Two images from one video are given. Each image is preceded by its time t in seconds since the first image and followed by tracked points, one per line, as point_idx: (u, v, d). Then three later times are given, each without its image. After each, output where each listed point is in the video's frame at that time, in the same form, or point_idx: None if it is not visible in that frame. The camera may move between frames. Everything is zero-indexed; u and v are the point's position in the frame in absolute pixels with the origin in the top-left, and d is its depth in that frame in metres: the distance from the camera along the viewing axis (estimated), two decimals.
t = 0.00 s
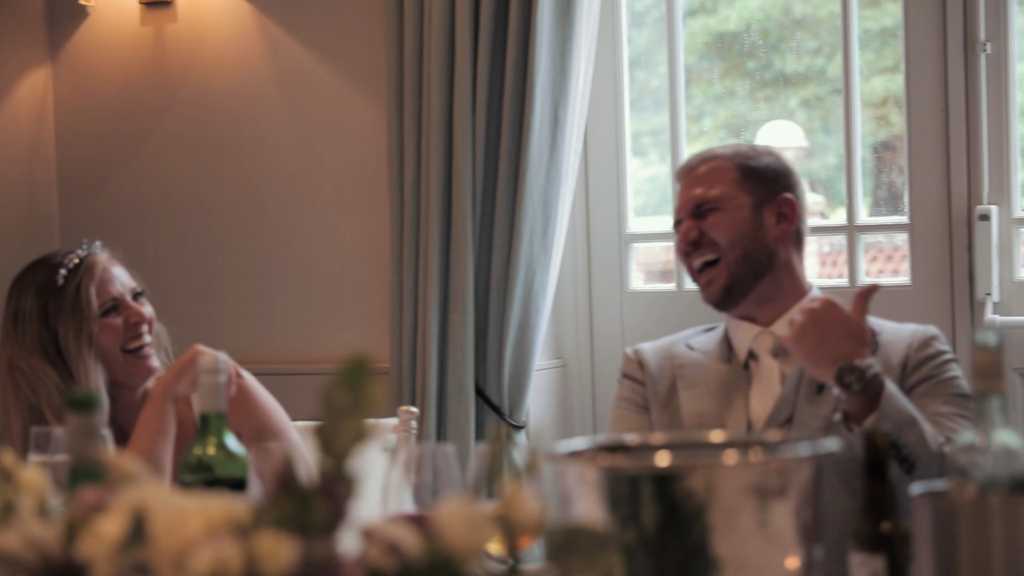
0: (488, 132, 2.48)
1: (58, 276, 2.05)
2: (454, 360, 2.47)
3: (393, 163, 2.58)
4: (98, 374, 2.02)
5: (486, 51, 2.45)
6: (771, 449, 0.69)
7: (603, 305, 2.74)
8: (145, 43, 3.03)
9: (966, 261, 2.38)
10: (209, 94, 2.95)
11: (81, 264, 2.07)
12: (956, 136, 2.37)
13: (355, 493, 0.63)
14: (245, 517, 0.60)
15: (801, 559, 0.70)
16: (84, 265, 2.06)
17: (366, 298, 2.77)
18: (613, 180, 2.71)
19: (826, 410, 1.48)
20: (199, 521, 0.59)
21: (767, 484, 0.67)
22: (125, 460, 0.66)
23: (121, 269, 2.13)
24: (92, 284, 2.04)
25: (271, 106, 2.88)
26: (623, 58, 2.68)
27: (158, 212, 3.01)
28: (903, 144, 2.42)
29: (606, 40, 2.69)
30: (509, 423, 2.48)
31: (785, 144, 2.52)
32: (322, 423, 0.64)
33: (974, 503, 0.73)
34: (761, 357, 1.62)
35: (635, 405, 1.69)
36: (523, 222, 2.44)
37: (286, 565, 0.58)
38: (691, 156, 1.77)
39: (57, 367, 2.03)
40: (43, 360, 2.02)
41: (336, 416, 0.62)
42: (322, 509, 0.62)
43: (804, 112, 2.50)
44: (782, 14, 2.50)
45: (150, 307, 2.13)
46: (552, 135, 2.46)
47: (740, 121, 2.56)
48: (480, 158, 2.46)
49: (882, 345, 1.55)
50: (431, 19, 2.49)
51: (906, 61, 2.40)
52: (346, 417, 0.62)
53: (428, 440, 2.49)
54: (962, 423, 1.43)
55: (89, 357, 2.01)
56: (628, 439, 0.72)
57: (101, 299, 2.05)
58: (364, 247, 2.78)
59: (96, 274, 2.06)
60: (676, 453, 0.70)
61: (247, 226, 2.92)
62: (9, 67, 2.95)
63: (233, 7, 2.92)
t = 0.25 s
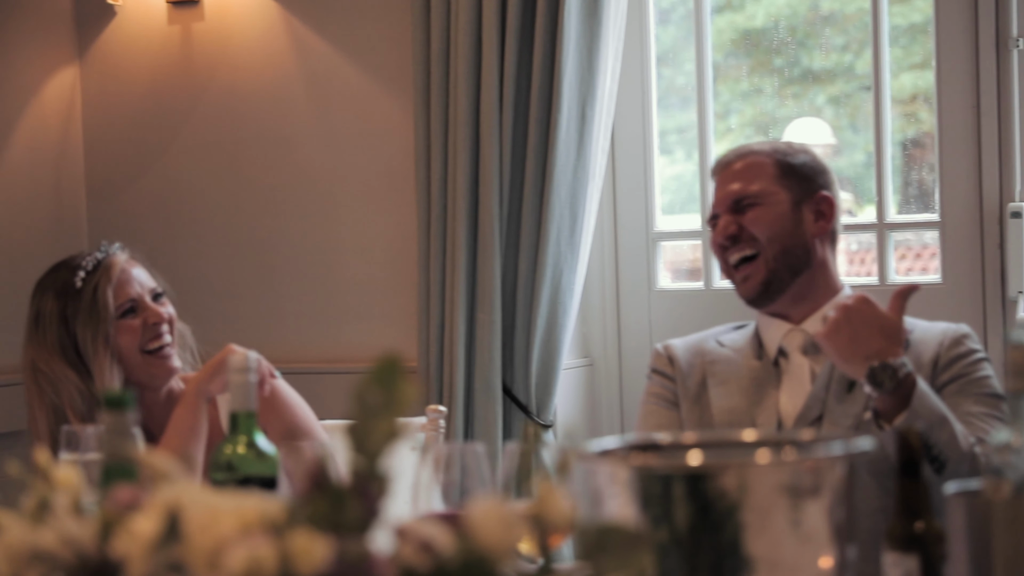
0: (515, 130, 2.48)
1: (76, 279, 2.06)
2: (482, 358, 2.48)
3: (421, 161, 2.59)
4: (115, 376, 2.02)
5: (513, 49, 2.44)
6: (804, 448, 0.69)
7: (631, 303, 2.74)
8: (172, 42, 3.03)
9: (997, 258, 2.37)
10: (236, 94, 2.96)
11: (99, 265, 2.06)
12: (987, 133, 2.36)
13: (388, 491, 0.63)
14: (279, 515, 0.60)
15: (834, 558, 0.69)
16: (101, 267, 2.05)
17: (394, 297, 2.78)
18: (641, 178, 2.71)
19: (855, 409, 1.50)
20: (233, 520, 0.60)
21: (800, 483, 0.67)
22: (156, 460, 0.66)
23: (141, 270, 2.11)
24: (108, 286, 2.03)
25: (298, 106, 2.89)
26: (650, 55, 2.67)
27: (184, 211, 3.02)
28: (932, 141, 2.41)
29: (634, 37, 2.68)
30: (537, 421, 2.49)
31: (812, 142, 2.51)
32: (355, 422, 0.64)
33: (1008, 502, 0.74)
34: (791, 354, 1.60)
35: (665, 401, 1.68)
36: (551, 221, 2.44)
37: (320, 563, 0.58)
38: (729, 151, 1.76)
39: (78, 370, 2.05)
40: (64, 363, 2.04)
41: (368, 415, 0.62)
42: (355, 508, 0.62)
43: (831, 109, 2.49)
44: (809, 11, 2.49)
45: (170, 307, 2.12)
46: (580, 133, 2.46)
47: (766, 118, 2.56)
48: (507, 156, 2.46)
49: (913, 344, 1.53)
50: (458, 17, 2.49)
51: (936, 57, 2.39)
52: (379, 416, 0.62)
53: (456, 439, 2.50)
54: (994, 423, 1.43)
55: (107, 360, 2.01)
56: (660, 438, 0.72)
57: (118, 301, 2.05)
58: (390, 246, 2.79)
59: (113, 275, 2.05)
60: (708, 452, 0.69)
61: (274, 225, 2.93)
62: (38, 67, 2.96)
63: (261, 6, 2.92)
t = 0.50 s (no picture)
0: (542, 128, 2.48)
1: (95, 282, 2.07)
2: (508, 358, 2.48)
3: (447, 160, 2.59)
4: (135, 378, 2.02)
5: (540, 47, 2.44)
6: (836, 448, 0.69)
7: (658, 302, 2.73)
8: (198, 42, 3.04)
9: None
10: (263, 93, 2.96)
11: (118, 269, 2.07)
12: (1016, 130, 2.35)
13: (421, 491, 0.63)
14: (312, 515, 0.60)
15: (867, 559, 0.69)
16: (119, 270, 2.06)
17: (421, 295, 2.79)
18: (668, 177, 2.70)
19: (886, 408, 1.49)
20: (267, 520, 0.60)
21: (833, 482, 0.67)
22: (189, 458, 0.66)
23: (163, 271, 2.11)
24: (125, 289, 2.03)
25: (325, 105, 2.89)
26: (677, 52, 2.67)
27: (211, 211, 3.03)
28: (961, 139, 2.40)
29: (661, 36, 2.68)
30: (565, 421, 2.49)
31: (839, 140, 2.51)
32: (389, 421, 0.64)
33: None
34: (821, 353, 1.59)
35: (694, 399, 1.67)
36: (578, 219, 2.44)
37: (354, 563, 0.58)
38: (764, 148, 1.69)
39: (101, 374, 2.06)
40: (86, 366, 2.05)
41: (401, 416, 0.62)
42: (389, 508, 0.62)
43: (857, 107, 2.49)
44: (835, 7, 2.48)
45: (192, 308, 2.10)
46: (607, 131, 2.46)
47: (792, 116, 2.55)
48: (534, 155, 2.46)
49: (945, 342, 1.52)
50: (484, 16, 2.49)
51: (964, 54, 2.38)
52: (412, 417, 0.62)
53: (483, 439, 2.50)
54: None
55: (126, 363, 2.02)
56: (691, 437, 0.71)
57: (136, 304, 2.05)
58: (418, 245, 2.79)
59: (131, 278, 2.06)
60: (741, 452, 0.69)
61: (298, 223, 2.93)
62: (64, 68, 2.97)
63: (287, 6, 2.92)
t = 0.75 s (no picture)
0: (567, 126, 2.48)
1: (115, 285, 2.08)
2: (535, 357, 2.49)
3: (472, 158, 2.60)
4: (155, 379, 2.03)
5: (566, 45, 2.45)
6: (868, 448, 0.68)
7: (684, 301, 2.73)
8: (223, 43, 3.04)
9: None
10: (288, 92, 2.97)
11: (138, 270, 2.09)
12: None
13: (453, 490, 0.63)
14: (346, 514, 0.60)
15: (899, 559, 0.68)
16: (138, 272, 2.08)
17: (446, 295, 2.80)
18: (693, 175, 2.70)
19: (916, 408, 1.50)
20: (302, 517, 0.60)
21: (865, 482, 0.66)
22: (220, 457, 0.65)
23: (183, 272, 2.13)
24: (144, 291, 2.05)
25: (350, 104, 2.90)
26: (703, 50, 2.67)
27: (235, 211, 3.04)
28: (988, 137, 2.40)
29: (686, 35, 2.68)
30: (591, 421, 2.50)
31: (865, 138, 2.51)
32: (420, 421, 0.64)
33: None
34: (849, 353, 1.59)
35: (721, 399, 1.67)
36: (603, 218, 2.45)
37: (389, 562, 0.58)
38: (795, 145, 1.67)
39: (123, 376, 2.05)
40: (107, 368, 2.05)
41: (434, 414, 0.63)
42: (422, 506, 0.62)
43: (882, 105, 2.48)
44: (860, 5, 2.49)
45: (213, 308, 2.11)
46: (632, 129, 2.46)
47: (816, 113, 2.55)
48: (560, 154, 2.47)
49: (975, 341, 1.52)
50: (509, 15, 2.50)
51: (991, 51, 2.38)
52: (444, 416, 0.62)
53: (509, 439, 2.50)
54: None
55: (145, 364, 2.03)
56: (722, 437, 0.71)
57: (155, 305, 2.06)
58: (443, 244, 2.80)
59: (150, 279, 2.07)
60: (771, 451, 0.69)
61: (318, 222, 2.95)
62: (91, 68, 2.98)
63: (312, 5, 2.93)
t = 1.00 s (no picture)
0: (591, 124, 2.50)
1: (138, 286, 2.11)
2: (559, 355, 2.50)
3: (498, 158, 2.62)
4: (177, 379, 2.05)
5: (590, 43, 2.46)
6: (898, 447, 0.67)
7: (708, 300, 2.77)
8: (246, 43, 3.06)
9: None
10: (311, 93, 2.98)
11: (160, 271, 2.11)
12: None
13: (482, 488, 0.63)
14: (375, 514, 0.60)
15: (930, 557, 0.68)
16: (160, 273, 2.10)
17: (469, 294, 2.80)
18: (718, 174, 2.73)
19: (943, 409, 1.49)
20: (332, 517, 0.60)
21: (896, 482, 0.65)
22: (250, 454, 0.65)
23: (205, 272, 2.14)
24: (165, 292, 2.07)
25: (374, 104, 2.90)
26: (728, 48, 2.70)
27: (258, 210, 3.06)
28: (1010, 134, 2.40)
29: (711, 34, 2.71)
30: (616, 419, 2.52)
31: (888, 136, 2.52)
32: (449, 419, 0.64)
33: None
34: (876, 353, 1.57)
35: (746, 401, 1.65)
36: (628, 216, 2.46)
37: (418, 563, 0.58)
38: (830, 145, 1.69)
39: (146, 377, 2.07)
40: (129, 369, 2.07)
41: (462, 414, 0.62)
42: (453, 506, 0.62)
43: (906, 102, 2.50)
44: (882, 2, 2.50)
45: (235, 308, 2.13)
46: (657, 127, 2.47)
47: (840, 111, 2.57)
48: (584, 151, 2.48)
49: (1004, 343, 1.49)
50: (533, 14, 2.51)
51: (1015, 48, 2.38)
52: (473, 415, 0.62)
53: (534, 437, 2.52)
54: None
55: (167, 364, 2.04)
56: (752, 436, 0.70)
57: (178, 306, 2.09)
58: (465, 243, 2.81)
59: (171, 280, 2.09)
60: (801, 450, 0.68)
61: (338, 221, 2.96)
62: (116, 69, 3.01)
63: (336, 6, 2.94)
